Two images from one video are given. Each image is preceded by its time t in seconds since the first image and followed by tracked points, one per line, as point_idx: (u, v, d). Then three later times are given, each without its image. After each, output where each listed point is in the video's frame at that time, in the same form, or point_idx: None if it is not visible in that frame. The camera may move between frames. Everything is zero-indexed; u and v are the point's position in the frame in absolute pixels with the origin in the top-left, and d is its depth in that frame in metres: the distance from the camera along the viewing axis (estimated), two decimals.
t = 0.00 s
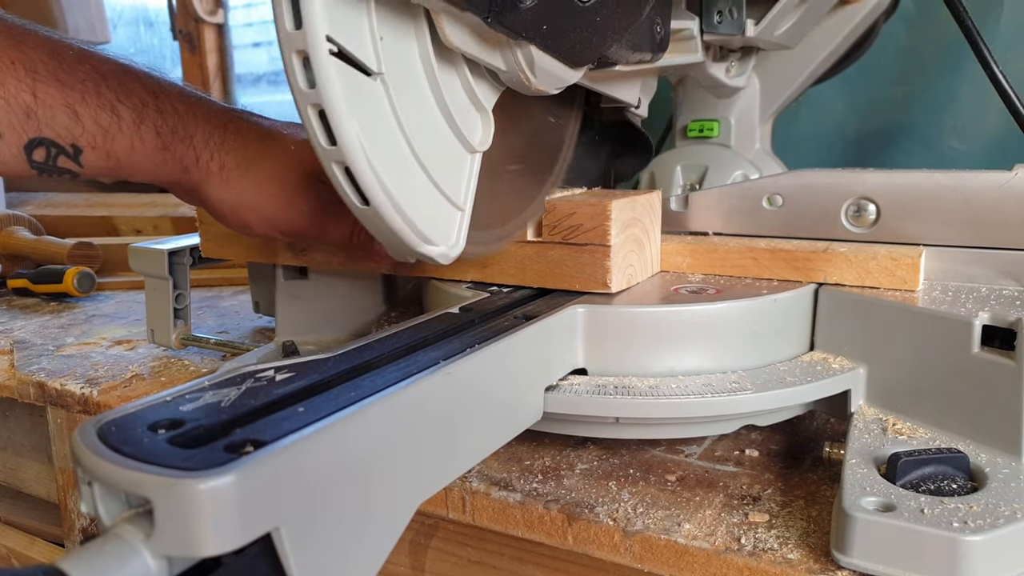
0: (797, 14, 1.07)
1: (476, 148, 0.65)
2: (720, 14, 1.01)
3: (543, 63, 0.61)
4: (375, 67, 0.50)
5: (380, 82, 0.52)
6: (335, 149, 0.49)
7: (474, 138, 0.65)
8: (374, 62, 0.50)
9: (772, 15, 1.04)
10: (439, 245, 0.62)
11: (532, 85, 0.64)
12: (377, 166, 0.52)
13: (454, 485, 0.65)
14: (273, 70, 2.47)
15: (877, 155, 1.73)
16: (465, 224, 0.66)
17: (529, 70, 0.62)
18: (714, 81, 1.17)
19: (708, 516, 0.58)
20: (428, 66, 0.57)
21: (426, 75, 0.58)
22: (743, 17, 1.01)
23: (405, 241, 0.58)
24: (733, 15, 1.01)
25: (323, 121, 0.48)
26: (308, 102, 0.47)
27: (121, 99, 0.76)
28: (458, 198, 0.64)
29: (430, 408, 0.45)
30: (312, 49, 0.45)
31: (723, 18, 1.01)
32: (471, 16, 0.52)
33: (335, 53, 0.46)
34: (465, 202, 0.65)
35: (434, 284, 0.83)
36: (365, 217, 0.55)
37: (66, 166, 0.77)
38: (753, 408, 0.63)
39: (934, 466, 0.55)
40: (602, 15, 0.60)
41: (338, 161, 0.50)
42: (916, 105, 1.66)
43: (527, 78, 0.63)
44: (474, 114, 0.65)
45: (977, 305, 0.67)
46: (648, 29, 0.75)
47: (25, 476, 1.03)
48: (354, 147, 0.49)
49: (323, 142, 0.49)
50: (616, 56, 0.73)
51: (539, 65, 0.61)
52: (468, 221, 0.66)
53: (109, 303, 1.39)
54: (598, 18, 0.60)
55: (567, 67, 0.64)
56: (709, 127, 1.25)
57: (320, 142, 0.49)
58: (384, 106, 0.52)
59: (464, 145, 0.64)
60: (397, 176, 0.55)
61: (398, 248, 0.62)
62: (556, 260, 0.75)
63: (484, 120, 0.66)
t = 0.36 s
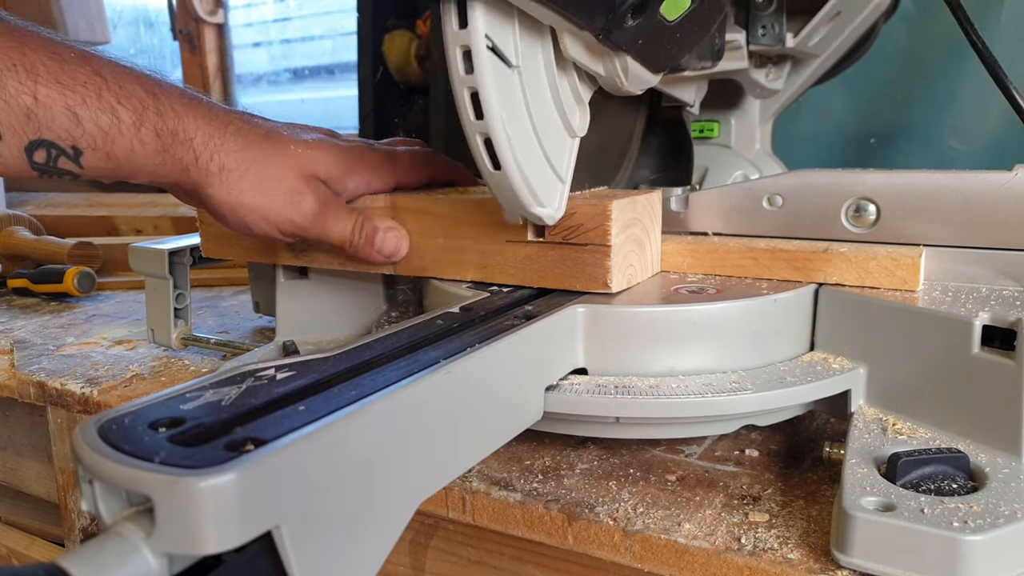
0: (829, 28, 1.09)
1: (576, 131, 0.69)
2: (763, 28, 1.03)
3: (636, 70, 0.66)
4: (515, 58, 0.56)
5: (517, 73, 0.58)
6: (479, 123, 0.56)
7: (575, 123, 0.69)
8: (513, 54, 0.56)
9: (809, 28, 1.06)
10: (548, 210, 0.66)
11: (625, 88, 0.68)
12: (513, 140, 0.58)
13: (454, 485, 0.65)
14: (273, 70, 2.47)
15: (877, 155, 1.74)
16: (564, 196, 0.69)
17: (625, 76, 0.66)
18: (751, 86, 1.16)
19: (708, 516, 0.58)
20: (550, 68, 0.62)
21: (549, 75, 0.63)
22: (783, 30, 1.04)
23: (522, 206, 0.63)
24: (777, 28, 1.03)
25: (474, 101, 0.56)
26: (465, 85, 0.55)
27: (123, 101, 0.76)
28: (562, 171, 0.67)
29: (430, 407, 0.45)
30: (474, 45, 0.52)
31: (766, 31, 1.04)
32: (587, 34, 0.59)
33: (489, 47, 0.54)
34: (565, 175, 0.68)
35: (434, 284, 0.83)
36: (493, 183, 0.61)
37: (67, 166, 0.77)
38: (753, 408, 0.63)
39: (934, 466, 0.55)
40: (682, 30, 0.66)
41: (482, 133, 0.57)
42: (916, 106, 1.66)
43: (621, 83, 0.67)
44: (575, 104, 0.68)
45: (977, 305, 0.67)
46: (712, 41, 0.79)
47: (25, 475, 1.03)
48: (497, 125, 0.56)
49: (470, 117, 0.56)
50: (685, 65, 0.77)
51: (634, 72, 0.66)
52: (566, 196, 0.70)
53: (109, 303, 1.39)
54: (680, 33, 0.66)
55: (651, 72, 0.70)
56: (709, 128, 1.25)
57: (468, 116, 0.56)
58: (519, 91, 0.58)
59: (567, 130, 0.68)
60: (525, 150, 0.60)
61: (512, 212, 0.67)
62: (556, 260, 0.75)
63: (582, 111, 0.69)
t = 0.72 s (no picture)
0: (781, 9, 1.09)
1: (418, 155, 0.60)
2: (696, 8, 1.00)
3: (489, 59, 0.58)
4: (290, 64, 0.45)
5: (297, 81, 0.46)
6: (244, 157, 0.44)
7: (417, 145, 0.60)
8: (288, 58, 0.45)
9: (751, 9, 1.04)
10: (374, 263, 0.56)
11: (481, 84, 0.60)
12: (292, 175, 0.46)
13: (454, 485, 0.65)
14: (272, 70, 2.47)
15: (877, 155, 1.73)
16: (405, 238, 0.60)
17: (475, 68, 0.58)
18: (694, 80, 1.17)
19: (707, 516, 0.58)
20: (357, 63, 0.52)
21: (354, 72, 0.52)
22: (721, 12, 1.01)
23: (333, 260, 0.53)
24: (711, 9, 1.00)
25: (230, 126, 0.43)
26: (210, 103, 0.42)
27: (117, 113, 0.76)
28: (399, 212, 0.58)
29: (429, 408, 0.45)
30: (214, 48, 0.40)
31: (699, 12, 1.00)
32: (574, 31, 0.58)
33: (239, 48, 0.41)
34: (407, 214, 0.59)
35: (433, 284, 0.83)
36: (288, 233, 0.50)
37: (62, 177, 0.77)
38: (753, 408, 0.63)
39: (934, 466, 0.55)
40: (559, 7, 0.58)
41: (249, 170, 0.45)
42: (916, 105, 1.66)
43: (473, 78, 0.59)
44: (416, 118, 0.60)
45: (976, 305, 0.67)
46: (612, 27, 0.75)
47: (25, 475, 1.03)
48: (264, 153, 0.44)
49: (230, 149, 0.44)
50: (577, 53, 0.72)
51: (486, 63, 0.58)
52: (409, 238, 0.61)
53: (109, 303, 1.39)
54: (552, 10, 0.58)
55: (522, 66, 0.63)
56: (709, 127, 1.25)
57: (228, 149, 0.44)
58: (297, 106, 0.47)
59: (404, 151, 0.59)
60: (311, 183, 0.48)
61: (328, 266, 0.56)
62: (555, 261, 0.75)
63: (427, 123, 0.61)
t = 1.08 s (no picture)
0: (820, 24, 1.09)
1: (550, 140, 0.69)
2: (751, 24, 1.02)
3: (610, 69, 0.65)
4: (477, 70, 0.56)
5: (481, 84, 0.58)
6: (444, 141, 0.57)
7: (550, 131, 0.69)
8: (475, 66, 0.56)
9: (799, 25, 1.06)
10: (523, 226, 0.68)
11: (598, 88, 0.67)
12: (479, 158, 0.59)
13: (455, 485, 0.65)
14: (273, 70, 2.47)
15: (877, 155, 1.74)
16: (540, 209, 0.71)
17: (599, 76, 0.65)
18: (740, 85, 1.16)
19: (708, 516, 0.58)
20: (516, 69, 0.62)
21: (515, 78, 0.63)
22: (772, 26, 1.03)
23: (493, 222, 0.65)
24: (764, 25, 1.02)
25: (436, 117, 0.56)
26: (424, 100, 0.55)
27: (122, 104, 0.75)
28: (535, 183, 0.69)
29: (430, 408, 0.45)
30: (432, 57, 0.52)
31: (753, 27, 1.02)
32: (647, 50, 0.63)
33: (449, 60, 0.53)
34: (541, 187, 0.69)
35: (434, 284, 0.83)
36: (465, 201, 0.62)
37: (64, 167, 0.75)
38: (754, 408, 0.63)
39: (934, 466, 0.55)
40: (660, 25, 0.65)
41: (446, 151, 0.58)
42: (915, 105, 1.66)
43: (596, 83, 0.66)
44: (548, 111, 0.68)
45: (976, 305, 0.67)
46: (693, 38, 0.77)
47: (25, 475, 1.03)
48: (461, 140, 0.56)
49: (433, 135, 0.57)
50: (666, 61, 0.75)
51: (608, 70, 0.65)
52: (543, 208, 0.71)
53: (109, 303, 1.39)
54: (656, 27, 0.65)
55: (627, 70, 0.68)
56: (710, 128, 1.25)
57: (431, 134, 0.57)
58: (480, 104, 0.58)
59: (541, 138, 0.68)
60: (489, 164, 0.60)
61: (486, 227, 0.68)
62: (555, 261, 0.75)
63: (557, 116, 0.69)
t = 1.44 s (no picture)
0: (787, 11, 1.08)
1: (401, 156, 0.60)
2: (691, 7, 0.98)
3: (476, 58, 0.58)
4: (265, 61, 0.45)
5: (274, 79, 0.47)
6: (217, 158, 0.44)
7: (400, 146, 0.60)
8: (264, 56, 0.45)
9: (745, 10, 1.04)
10: (354, 267, 0.57)
11: (467, 83, 0.61)
12: (266, 173, 0.46)
13: (454, 486, 0.65)
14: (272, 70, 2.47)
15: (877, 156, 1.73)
16: (389, 242, 0.61)
17: (461, 66, 0.59)
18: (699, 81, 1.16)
19: (707, 516, 0.58)
20: (339, 64, 0.52)
21: (339, 75, 0.53)
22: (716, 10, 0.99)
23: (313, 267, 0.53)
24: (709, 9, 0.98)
25: (202, 125, 0.42)
26: (183, 103, 0.41)
27: (125, 116, 0.76)
28: (380, 215, 0.59)
29: (430, 409, 0.45)
30: (184, 41, 0.39)
31: (693, 10, 0.98)
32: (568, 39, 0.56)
33: (211, 45, 0.41)
34: (389, 217, 0.60)
35: (434, 285, 0.83)
36: (259, 235, 0.50)
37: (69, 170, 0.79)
38: (754, 408, 0.63)
39: (934, 466, 0.55)
40: None
41: (223, 173, 0.45)
42: (915, 105, 1.66)
43: (460, 76, 0.60)
44: (401, 119, 0.60)
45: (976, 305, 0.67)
46: (606, 26, 0.71)
47: (25, 475, 1.03)
48: (239, 154, 0.43)
49: (204, 150, 0.43)
50: (566, 51, 0.69)
51: (473, 62, 0.58)
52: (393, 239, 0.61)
53: (109, 303, 1.39)
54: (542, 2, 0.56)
55: (507, 63, 0.62)
56: (709, 127, 1.25)
57: (201, 150, 0.43)
58: (277, 110, 0.47)
59: (389, 154, 0.60)
60: (285, 181, 0.48)
61: (308, 272, 0.56)
62: (553, 258, 0.75)
63: (413, 124, 0.62)
